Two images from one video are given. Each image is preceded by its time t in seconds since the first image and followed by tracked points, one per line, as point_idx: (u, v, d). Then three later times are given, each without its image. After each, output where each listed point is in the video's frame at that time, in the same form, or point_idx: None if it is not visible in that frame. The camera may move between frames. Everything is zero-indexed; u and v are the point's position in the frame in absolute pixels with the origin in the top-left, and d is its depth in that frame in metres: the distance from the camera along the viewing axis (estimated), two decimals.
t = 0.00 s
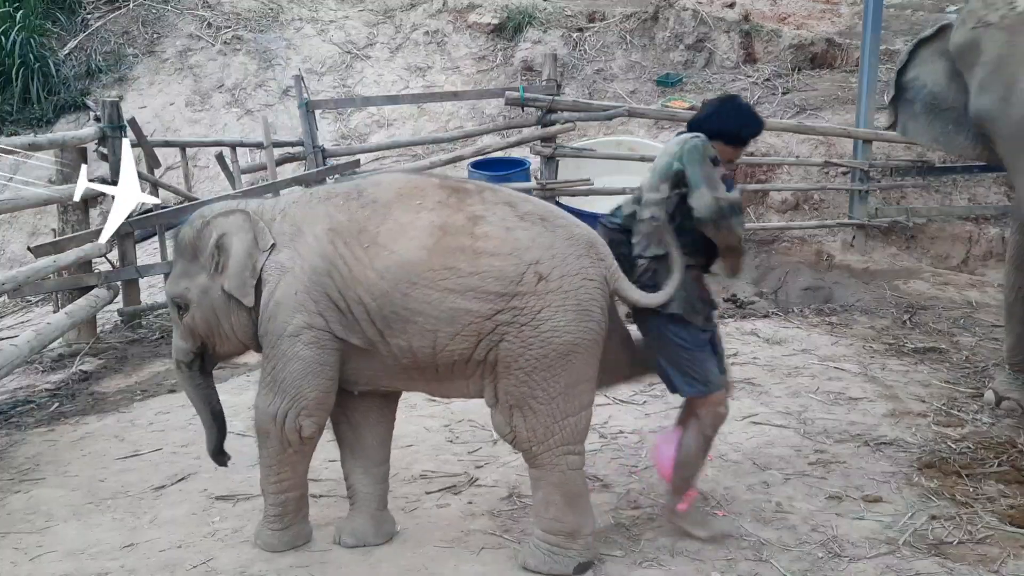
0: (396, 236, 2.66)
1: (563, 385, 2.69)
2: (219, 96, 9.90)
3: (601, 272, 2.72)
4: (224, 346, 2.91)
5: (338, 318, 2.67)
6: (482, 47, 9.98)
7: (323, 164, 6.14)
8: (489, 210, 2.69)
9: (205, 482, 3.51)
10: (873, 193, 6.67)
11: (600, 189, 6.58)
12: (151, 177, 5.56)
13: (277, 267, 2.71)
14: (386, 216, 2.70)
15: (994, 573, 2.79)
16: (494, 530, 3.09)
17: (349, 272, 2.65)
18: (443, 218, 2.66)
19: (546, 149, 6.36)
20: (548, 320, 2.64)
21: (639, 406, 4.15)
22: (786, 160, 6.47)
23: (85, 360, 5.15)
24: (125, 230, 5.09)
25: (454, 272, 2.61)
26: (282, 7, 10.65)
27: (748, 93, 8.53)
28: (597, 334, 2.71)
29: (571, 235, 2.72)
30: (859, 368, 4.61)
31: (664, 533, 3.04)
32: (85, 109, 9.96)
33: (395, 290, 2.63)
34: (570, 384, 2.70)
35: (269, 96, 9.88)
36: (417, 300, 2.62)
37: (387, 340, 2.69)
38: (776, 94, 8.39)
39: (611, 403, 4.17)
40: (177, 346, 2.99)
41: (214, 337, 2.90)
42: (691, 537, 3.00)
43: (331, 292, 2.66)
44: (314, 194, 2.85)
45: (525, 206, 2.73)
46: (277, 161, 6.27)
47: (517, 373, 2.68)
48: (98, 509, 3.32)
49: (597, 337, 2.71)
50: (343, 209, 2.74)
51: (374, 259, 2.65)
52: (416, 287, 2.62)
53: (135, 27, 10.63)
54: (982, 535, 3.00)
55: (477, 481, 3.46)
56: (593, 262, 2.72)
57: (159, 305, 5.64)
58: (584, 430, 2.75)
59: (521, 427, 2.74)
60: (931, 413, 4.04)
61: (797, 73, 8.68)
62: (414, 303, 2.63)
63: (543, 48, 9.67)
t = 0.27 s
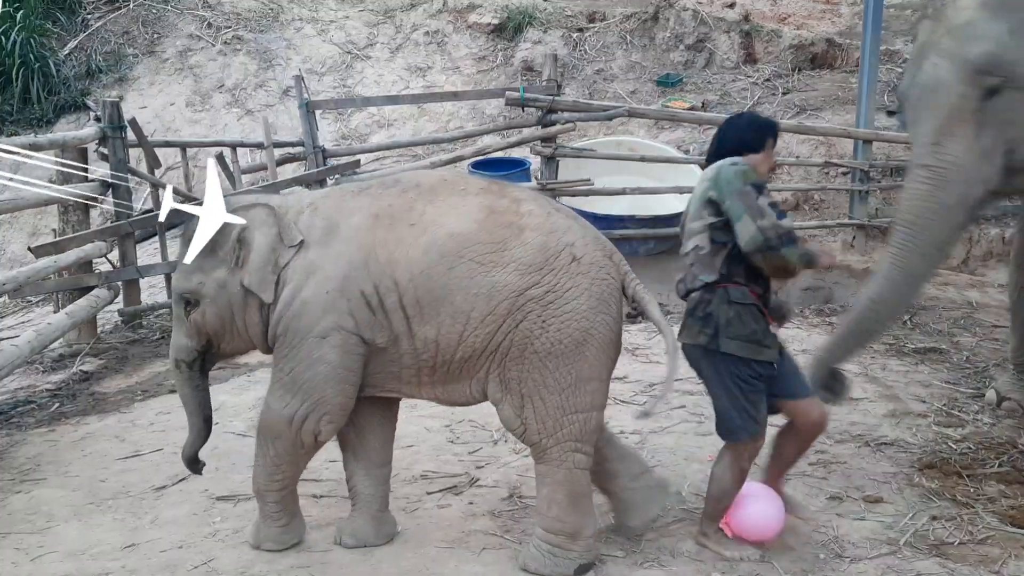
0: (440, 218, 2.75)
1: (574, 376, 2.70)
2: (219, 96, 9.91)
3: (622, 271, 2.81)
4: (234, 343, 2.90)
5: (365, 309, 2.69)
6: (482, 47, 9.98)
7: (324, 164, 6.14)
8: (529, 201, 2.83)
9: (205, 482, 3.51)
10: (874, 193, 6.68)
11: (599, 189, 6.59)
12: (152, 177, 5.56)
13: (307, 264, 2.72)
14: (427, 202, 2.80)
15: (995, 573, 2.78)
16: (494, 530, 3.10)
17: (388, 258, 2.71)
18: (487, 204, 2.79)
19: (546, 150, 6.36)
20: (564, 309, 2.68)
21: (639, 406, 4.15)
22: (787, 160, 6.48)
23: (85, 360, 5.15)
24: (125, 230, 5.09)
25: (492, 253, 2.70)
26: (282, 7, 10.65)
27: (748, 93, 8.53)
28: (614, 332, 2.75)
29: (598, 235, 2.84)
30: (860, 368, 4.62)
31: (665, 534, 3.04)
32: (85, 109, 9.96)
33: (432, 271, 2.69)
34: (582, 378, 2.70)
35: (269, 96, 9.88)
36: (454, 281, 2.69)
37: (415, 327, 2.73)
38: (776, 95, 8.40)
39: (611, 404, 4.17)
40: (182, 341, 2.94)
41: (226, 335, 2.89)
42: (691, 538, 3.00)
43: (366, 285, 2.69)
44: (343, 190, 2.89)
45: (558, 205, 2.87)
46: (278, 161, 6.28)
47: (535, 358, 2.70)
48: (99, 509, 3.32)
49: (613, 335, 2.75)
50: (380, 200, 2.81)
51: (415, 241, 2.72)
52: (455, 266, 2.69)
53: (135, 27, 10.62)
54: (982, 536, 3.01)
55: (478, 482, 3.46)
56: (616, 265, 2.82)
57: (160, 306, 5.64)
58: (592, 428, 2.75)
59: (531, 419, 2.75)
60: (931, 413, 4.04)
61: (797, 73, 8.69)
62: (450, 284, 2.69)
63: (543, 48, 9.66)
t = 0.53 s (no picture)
0: (451, 218, 2.74)
1: (576, 371, 2.73)
2: (219, 96, 9.91)
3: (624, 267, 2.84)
4: (263, 343, 2.78)
5: (397, 301, 2.71)
6: (483, 47, 9.98)
7: (324, 164, 6.14)
8: (540, 202, 2.81)
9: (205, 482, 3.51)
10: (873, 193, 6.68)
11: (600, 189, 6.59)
12: (151, 177, 5.56)
13: (334, 259, 2.70)
14: (442, 200, 2.79)
15: (995, 573, 2.78)
16: (495, 529, 3.09)
17: (405, 254, 2.72)
18: (500, 203, 2.77)
19: (546, 150, 6.37)
20: (564, 308, 2.70)
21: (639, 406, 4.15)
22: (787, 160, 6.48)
23: (86, 360, 5.15)
24: (125, 230, 5.09)
25: (501, 253, 2.69)
26: (282, 7, 10.65)
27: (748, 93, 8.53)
28: (613, 332, 2.79)
29: (602, 236, 2.85)
30: (860, 368, 4.62)
31: (665, 533, 3.04)
32: (85, 109, 9.98)
33: (446, 269, 2.71)
34: (583, 375, 2.74)
35: (269, 96, 9.88)
36: (466, 279, 2.70)
37: (431, 322, 2.75)
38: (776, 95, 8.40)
39: (611, 404, 4.16)
40: (206, 348, 2.74)
41: (256, 335, 2.76)
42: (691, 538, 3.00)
43: (390, 281, 2.70)
44: (359, 187, 2.88)
45: (566, 204, 2.87)
46: (278, 161, 6.28)
47: (541, 356, 2.72)
48: (100, 509, 3.32)
49: (613, 334, 2.79)
50: (396, 197, 2.80)
51: (428, 240, 2.73)
52: (466, 265, 2.70)
53: (135, 28, 10.67)
54: (983, 535, 3.00)
55: (478, 482, 3.46)
56: (619, 265, 2.85)
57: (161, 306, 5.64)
58: (592, 424, 2.79)
59: (534, 415, 2.77)
60: (932, 413, 4.04)
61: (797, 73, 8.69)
62: (462, 283, 2.70)
63: (544, 48, 9.66)
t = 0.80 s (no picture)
0: (472, 213, 2.80)
1: (577, 361, 2.86)
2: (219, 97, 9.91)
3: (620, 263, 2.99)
4: (288, 347, 2.72)
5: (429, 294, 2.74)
6: (482, 47, 9.98)
7: (324, 164, 6.14)
8: (547, 195, 2.93)
9: (204, 482, 3.51)
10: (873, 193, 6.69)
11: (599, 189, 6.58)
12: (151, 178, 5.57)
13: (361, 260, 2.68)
14: (460, 196, 2.84)
15: (994, 572, 2.78)
16: (494, 529, 3.10)
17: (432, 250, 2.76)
18: (514, 198, 2.87)
19: (546, 149, 6.36)
20: (571, 299, 2.83)
21: (638, 406, 4.15)
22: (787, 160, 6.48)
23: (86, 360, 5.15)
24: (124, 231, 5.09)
25: (520, 247, 2.80)
26: (282, 8, 10.65)
27: (748, 93, 8.53)
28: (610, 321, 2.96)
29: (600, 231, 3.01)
30: (860, 368, 4.62)
31: (665, 533, 3.04)
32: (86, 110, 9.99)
33: (471, 262, 2.77)
34: (587, 361, 2.88)
35: (268, 96, 9.88)
36: (489, 272, 2.78)
37: (453, 315, 2.80)
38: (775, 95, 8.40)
39: (611, 404, 4.16)
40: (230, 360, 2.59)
41: (284, 340, 2.69)
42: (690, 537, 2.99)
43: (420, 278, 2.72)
44: (369, 184, 2.88)
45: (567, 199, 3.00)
46: (278, 161, 6.28)
47: (551, 345, 2.83)
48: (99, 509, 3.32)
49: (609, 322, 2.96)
50: (411, 194, 2.82)
51: (450, 234, 2.76)
52: (488, 260, 2.77)
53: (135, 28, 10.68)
54: (982, 535, 3.01)
55: (478, 481, 3.46)
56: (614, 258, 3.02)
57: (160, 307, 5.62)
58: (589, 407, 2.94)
59: (533, 402, 2.86)
60: (931, 413, 4.04)
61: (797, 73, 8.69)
62: (486, 275, 2.78)
63: (544, 48, 9.65)
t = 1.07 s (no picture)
0: (476, 210, 2.83)
1: (576, 353, 2.93)
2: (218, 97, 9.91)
3: (622, 257, 3.05)
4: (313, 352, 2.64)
5: (441, 290, 2.73)
6: (482, 47, 9.98)
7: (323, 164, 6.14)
8: (545, 191, 2.96)
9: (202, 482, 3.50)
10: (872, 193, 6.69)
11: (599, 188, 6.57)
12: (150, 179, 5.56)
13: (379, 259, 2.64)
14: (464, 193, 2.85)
15: (994, 572, 2.78)
16: (493, 528, 3.09)
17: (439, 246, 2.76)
18: (514, 194, 2.89)
19: (546, 149, 6.36)
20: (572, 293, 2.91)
21: (638, 406, 4.14)
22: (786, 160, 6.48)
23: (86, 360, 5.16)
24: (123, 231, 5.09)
25: (522, 244, 2.83)
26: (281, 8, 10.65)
27: (748, 93, 8.53)
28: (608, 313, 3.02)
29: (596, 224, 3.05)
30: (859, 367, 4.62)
31: (664, 532, 3.03)
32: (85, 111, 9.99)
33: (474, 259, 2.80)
34: (582, 354, 2.95)
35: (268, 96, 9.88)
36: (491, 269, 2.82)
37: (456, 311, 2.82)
38: (775, 95, 8.40)
39: (611, 403, 4.16)
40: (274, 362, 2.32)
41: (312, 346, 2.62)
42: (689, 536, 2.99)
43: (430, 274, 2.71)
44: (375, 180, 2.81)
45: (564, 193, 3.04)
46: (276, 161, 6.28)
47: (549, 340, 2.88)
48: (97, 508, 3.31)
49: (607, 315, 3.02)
50: (417, 191, 2.79)
51: (456, 230, 2.79)
52: (495, 256, 2.81)
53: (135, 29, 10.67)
54: (981, 534, 3.00)
55: (477, 481, 3.46)
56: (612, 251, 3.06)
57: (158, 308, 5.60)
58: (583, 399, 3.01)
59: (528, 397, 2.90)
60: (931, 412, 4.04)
61: (796, 73, 8.69)
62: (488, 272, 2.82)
63: (543, 47, 9.65)
